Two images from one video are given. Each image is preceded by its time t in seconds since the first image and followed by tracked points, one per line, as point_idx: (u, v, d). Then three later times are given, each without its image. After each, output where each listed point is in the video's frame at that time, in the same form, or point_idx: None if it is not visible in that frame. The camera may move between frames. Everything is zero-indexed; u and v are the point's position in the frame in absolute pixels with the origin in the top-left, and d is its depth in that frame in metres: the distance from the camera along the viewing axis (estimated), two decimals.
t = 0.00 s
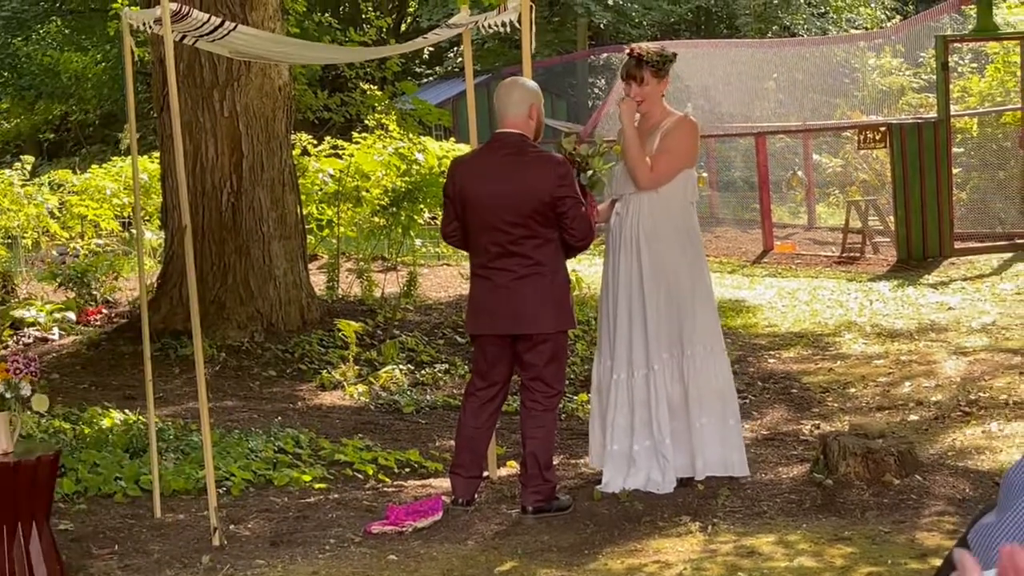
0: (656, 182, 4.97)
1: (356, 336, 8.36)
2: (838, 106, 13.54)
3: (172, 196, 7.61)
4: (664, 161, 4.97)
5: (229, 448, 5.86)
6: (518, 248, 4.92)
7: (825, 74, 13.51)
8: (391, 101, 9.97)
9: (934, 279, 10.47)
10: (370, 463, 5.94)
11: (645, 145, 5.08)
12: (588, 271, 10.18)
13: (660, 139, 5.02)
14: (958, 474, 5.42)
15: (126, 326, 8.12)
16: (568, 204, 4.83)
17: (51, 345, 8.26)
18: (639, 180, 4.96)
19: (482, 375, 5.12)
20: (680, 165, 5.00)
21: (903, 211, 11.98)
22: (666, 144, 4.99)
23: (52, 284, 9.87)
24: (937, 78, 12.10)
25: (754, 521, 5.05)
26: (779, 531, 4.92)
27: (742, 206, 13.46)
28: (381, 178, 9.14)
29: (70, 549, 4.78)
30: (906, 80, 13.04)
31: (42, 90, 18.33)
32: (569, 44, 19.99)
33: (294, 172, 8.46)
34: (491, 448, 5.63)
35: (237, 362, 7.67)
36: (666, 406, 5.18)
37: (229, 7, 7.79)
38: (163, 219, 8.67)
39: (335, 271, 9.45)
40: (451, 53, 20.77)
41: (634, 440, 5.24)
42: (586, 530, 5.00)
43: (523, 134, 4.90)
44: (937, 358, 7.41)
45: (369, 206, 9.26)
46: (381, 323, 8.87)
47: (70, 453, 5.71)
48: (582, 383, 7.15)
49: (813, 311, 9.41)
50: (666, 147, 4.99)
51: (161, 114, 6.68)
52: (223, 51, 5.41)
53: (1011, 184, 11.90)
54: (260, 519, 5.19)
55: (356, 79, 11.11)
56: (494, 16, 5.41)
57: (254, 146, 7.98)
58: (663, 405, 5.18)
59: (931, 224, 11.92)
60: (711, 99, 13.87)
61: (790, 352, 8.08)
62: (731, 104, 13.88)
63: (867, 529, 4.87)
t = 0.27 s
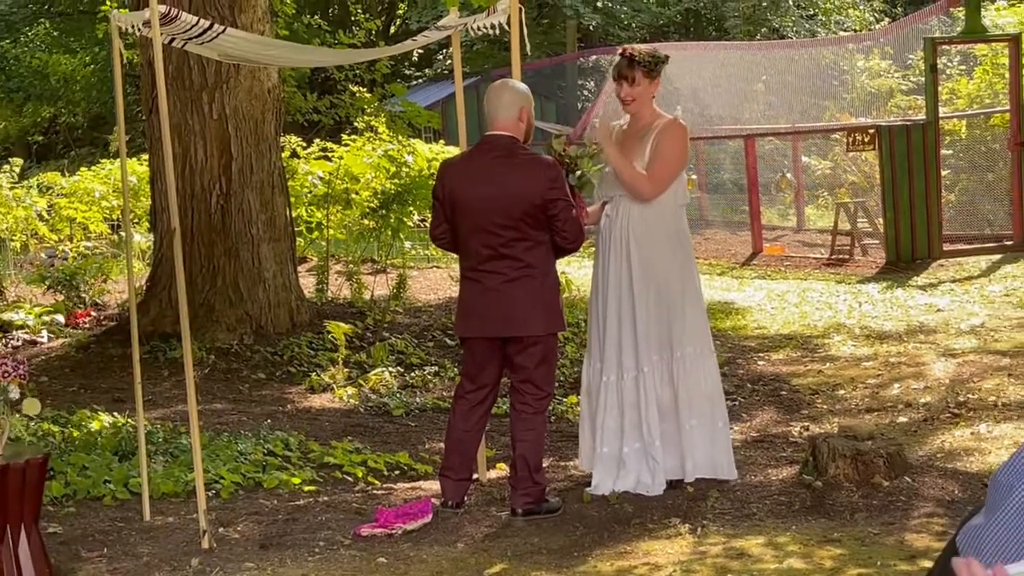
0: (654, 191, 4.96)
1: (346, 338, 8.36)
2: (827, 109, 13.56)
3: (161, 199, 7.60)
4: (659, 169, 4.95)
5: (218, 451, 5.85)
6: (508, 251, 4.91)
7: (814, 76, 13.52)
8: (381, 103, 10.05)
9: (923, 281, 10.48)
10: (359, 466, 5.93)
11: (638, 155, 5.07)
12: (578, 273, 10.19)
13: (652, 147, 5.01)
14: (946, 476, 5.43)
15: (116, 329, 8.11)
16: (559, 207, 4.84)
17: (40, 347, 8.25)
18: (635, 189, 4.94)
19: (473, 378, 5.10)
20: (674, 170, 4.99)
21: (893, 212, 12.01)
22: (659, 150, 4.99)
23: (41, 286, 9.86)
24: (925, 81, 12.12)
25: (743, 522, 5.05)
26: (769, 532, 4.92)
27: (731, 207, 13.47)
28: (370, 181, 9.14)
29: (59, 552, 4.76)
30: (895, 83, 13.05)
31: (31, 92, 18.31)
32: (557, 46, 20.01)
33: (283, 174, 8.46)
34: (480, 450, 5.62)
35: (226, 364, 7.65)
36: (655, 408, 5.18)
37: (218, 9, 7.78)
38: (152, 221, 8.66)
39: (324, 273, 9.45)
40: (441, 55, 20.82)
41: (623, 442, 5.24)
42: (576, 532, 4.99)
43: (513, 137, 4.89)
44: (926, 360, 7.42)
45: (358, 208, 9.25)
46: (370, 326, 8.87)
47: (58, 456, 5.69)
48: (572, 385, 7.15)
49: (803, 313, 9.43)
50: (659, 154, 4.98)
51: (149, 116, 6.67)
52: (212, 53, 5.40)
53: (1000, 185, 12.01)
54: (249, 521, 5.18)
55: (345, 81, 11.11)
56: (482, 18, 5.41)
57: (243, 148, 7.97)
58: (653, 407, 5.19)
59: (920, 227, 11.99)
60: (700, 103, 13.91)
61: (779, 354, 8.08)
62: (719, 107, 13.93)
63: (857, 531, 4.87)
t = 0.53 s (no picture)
0: (648, 197, 4.95)
1: (336, 340, 8.34)
2: (816, 112, 13.58)
3: (151, 201, 7.60)
4: (651, 173, 4.94)
5: (208, 453, 5.84)
6: (499, 253, 4.90)
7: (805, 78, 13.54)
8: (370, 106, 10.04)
9: (914, 283, 10.49)
10: (349, 467, 5.93)
11: (628, 159, 5.05)
12: (568, 275, 10.19)
13: (644, 149, 5.01)
14: (935, 477, 5.44)
15: (107, 331, 8.10)
16: (550, 209, 4.83)
17: (30, 350, 8.25)
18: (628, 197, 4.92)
19: (463, 380, 5.08)
20: (666, 173, 4.98)
21: (883, 214, 12.04)
22: (650, 154, 4.98)
23: (31, 288, 9.85)
24: (914, 82, 12.23)
25: (734, 525, 5.04)
26: (759, 534, 4.92)
27: (722, 208, 13.49)
28: (361, 183, 9.15)
29: (49, 555, 4.75)
30: (883, 86, 13.10)
31: (21, 94, 18.28)
32: (548, 49, 20.02)
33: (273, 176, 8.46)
34: (471, 452, 5.63)
35: (216, 367, 7.64)
36: (646, 410, 5.18)
37: (207, 11, 7.80)
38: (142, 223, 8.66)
39: (315, 275, 9.44)
40: (431, 57, 20.81)
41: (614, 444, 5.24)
42: (567, 535, 4.99)
43: (504, 138, 4.87)
44: (916, 361, 7.43)
45: (348, 211, 9.26)
46: (361, 328, 8.87)
47: (47, 459, 5.68)
48: (563, 387, 7.16)
49: (793, 315, 9.43)
50: (650, 157, 4.97)
51: (139, 118, 6.68)
52: (200, 54, 5.40)
53: (989, 186, 12.08)
54: (239, 523, 5.17)
55: (336, 83, 11.12)
56: (472, 20, 5.42)
57: (233, 150, 7.97)
58: (643, 409, 5.19)
59: (910, 228, 12.02)
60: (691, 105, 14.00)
61: (770, 355, 8.10)
62: (709, 108, 14.04)
63: (847, 533, 4.87)
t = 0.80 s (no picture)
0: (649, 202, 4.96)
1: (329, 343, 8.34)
2: (809, 112, 13.59)
3: (142, 203, 7.59)
4: (650, 178, 4.95)
5: (200, 456, 5.84)
6: (489, 254, 4.90)
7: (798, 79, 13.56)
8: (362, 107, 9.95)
9: (905, 285, 10.51)
10: (341, 470, 5.93)
11: (622, 164, 5.07)
12: (561, 277, 10.20)
13: (639, 153, 5.01)
14: (926, 479, 5.45)
15: (99, 333, 8.09)
16: (540, 212, 4.82)
17: (21, 352, 8.24)
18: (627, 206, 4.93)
19: (454, 383, 5.08)
20: (663, 175, 4.99)
21: (874, 216, 12.06)
22: (644, 157, 4.99)
23: (22, 291, 9.84)
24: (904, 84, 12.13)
25: (726, 526, 5.05)
26: (751, 536, 4.92)
27: (714, 210, 13.50)
28: (353, 185, 9.15)
29: (41, 557, 4.74)
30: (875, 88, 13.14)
31: (12, 96, 18.26)
32: (540, 50, 20.03)
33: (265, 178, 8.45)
34: (463, 454, 5.63)
35: (208, 370, 7.63)
36: (638, 411, 5.18)
37: (199, 13, 7.79)
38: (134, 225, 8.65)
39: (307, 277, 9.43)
40: (423, 59, 20.83)
41: (606, 446, 5.24)
42: (560, 537, 4.98)
43: (497, 140, 4.86)
44: (907, 363, 7.44)
45: (340, 213, 9.26)
46: (353, 329, 8.86)
47: (39, 461, 5.67)
48: (555, 389, 7.16)
49: (785, 317, 9.45)
50: (645, 160, 4.98)
51: (131, 120, 6.68)
52: (192, 56, 5.41)
53: (980, 188, 12.13)
54: (232, 525, 5.17)
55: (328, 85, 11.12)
56: (463, 22, 5.42)
57: (225, 151, 7.96)
58: (635, 411, 5.19)
59: (901, 231, 12.08)
60: (682, 106, 13.99)
61: (762, 357, 8.10)
62: (700, 110, 14.03)
63: (840, 534, 4.87)
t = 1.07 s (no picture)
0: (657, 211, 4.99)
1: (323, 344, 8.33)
2: (803, 114, 13.61)
3: (136, 205, 7.59)
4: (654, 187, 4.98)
5: (194, 457, 5.84)
6: (481, 256, 4.90)
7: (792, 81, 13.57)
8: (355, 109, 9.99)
9: (899, 286, 10.52)
10: (335, 471, 5.94)
11: (614, 167, 5.07)
12: (555, 279, 10.21)
13: (635, 158, 5.02)
14: (919, 479, 5.46)
15: (93, 335, 8.08)
16: (532, 214, 4.82)
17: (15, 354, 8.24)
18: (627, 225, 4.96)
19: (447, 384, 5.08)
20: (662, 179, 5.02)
21: (867, 218, 12.05)
22: (639, 160, 5.02)
23: (16, 292, 9.84)
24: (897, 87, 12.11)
25: (720, 527, 5.04)
26: (745, 537, 4.92)
27: (708, 211, 13.51)
28: (347, 186, 9.14)
29: (33, 559, 4.73)
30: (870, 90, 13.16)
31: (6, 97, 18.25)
32: (534, 52, 20.04)
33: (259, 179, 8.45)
34: (457, 455, 5.63)
35: (201, 372, 7.62)
36: (629, 414, 5.19)
37: (193, 14, 7.79)
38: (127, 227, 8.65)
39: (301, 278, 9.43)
40: (417, 60, 20.85)
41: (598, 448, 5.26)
42: (554, 538, 4.98)
43: (491, 142, 4.86)
44: (900, 364, 7.45)
45: (334, 214, 9.27)
46: (346, 331, 8.86)
47: (32, 463, 5.67)
48: (549, 391, 7.17)
49: (779, 318, 9.46)
50: (641, 164, 5.01)
51: (124, 121, 6.67)
52: (186, 59, 5.41)
53: (973, 189, 12.17)
54: (225, 527, 5.16)
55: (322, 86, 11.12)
56: (456, 24, 5.42)
57: (218, 153, 7.96)
58: (626, 413, 5.19)
59: (895, 233, 12.06)
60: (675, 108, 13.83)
61: (755, 358, 8.11)
62: (693, 112, 13.86)
63: (833, 535, 4.87)
